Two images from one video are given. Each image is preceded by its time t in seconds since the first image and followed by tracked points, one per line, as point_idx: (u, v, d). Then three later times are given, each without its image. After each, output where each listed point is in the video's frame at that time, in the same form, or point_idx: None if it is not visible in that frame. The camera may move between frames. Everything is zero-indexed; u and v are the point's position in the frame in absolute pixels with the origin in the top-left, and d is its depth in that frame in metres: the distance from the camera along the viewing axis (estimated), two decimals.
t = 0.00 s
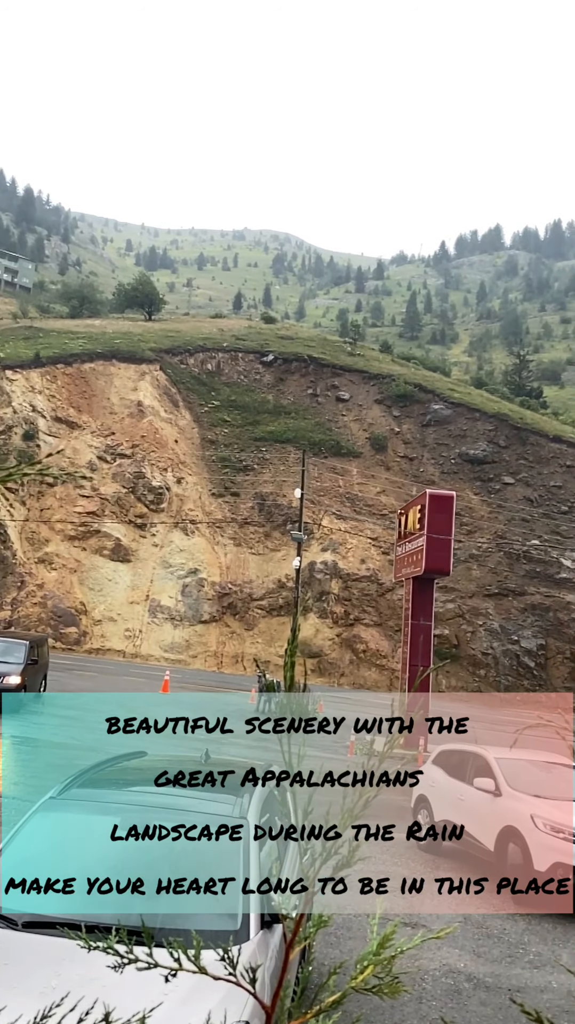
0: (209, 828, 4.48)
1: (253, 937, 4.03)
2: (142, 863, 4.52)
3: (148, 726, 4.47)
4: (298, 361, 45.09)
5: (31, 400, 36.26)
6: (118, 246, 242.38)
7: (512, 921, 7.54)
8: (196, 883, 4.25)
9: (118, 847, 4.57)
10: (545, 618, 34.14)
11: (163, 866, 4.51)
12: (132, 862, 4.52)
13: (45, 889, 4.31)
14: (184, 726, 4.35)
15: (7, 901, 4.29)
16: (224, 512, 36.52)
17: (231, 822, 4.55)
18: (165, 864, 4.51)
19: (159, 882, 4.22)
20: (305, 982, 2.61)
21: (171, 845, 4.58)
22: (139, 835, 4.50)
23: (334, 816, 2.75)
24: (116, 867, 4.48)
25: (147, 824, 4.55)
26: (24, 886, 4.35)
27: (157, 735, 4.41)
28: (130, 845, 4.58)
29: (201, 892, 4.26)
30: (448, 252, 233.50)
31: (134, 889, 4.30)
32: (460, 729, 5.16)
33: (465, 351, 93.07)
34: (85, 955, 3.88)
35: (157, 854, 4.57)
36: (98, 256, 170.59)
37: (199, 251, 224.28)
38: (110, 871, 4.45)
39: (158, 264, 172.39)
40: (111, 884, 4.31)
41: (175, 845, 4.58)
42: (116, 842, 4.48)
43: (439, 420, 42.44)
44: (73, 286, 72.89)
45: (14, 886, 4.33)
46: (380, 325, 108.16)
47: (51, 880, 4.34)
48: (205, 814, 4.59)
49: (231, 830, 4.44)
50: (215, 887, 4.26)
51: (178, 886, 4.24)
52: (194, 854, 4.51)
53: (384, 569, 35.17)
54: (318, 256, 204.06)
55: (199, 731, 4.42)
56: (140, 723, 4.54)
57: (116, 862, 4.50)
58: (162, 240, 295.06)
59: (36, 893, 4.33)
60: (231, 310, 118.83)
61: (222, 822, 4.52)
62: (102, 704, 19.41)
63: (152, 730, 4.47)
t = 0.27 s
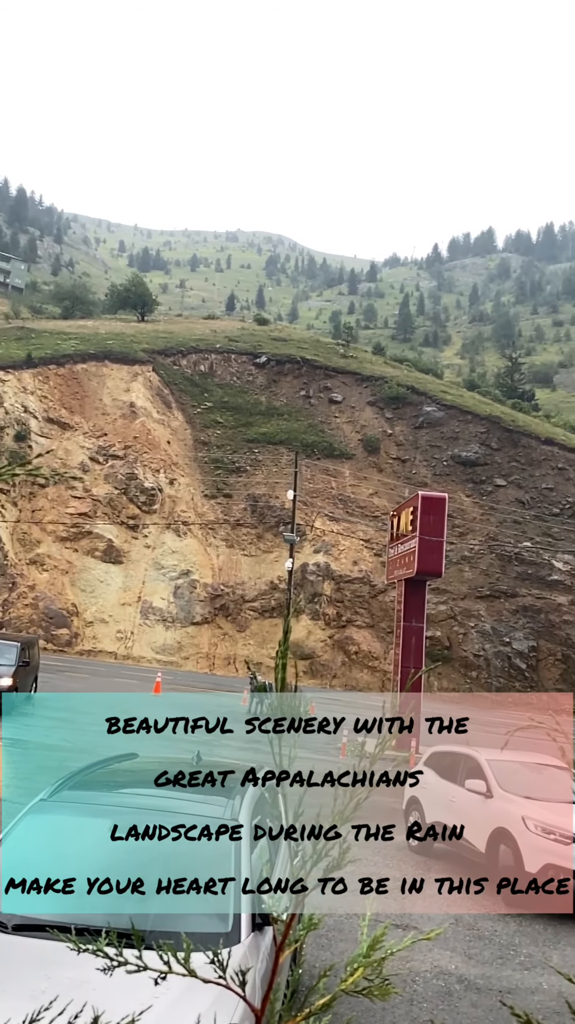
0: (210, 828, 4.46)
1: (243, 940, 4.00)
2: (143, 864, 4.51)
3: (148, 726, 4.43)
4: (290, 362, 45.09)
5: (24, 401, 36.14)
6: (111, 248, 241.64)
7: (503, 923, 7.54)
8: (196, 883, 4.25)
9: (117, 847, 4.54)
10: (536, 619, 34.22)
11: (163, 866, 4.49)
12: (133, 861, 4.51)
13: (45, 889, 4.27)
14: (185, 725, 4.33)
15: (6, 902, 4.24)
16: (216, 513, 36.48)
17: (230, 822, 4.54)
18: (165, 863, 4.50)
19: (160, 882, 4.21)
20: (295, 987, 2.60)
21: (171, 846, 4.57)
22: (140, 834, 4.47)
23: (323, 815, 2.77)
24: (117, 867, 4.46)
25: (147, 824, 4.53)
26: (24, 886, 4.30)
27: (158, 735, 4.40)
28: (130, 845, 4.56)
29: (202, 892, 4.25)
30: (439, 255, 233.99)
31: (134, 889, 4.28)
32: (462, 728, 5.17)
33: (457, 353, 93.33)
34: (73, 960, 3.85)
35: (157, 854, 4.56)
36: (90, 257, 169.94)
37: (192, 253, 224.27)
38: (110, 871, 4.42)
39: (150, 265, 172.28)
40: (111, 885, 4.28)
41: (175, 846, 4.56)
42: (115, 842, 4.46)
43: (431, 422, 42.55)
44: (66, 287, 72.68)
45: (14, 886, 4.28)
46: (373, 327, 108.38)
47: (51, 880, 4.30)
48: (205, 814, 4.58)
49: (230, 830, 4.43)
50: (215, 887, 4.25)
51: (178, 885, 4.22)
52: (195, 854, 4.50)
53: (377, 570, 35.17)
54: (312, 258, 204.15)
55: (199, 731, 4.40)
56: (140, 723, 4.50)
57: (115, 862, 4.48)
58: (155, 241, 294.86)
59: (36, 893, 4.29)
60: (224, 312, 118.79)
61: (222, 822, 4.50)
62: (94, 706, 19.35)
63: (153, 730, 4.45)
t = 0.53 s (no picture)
0: (210, 828, 4.46)
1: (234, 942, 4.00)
2: (143, 863, 4.51)
3: (148, 725, 4.43)
4: (283, 365, 45.10)
5: (15, 402, 36.04)
6: (103, 249, 241.16)
7: (494, 924, 7.56)
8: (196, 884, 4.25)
9: (117, 847, 4.53)
10: (528, 622, 34.30)
11: (162, 866, 4.49)
12: (133, 860, 4.50)
13: (45, 888, 4.26)
14: (185, 726, 4.32)
15: (6, 902, 4.21)
16: (208, 515, 36.43)
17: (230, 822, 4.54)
18: (165, 864, 4.50)
19: (160, 882, 4.24)
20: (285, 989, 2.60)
21: (171, 846, 4.56)
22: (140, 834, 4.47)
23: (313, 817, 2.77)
24: (117, 867, 4.46)
25: (147, 823, 4.52)
26: (23, 886, 4.28)
27: (158, 735, 4.40)
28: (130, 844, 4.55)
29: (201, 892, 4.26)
30: (431, 258, 234.62)
31: (134, 889, 4.29)
32: (465, 727, 5.20)
33: (449, 356, 93.63)
34: (61, 963, 3.83)
35: (157, 854, 4.56)
36: (83, 258, 169.39)
37: (185, 255, 224.17)
38: (110, 870, 4.43)
39: (143, 266, 171.95)
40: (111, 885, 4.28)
41: (176, 845, 4.56)
42: (115, 843, 4.45)
43: (423, 425, 42.65)
44: (58, 288, 72.45)
45: (14, 886, 4.26)
46: (366, 330, 108.46)
47: (51, 880, 4.29)
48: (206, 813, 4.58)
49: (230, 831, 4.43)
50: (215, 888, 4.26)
51: (178, 885, 4.27)
52: (194, 854, 4.49)
53: (369, 573, 35.19)
54: (304, 261, 204.28)
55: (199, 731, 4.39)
56: (141, 723, 4.49)
57: (115, 861, 4.48)
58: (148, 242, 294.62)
59: (36, 893, 4.27)
60: (217, 314, 118.74)
61: (222, 823, 4.50)
62: (85, 708, 19.28)
63: (153, 730, 4.44)
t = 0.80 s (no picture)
0: (209, 827, 4.45)
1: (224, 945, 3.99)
2: (143, 863, 4.50)
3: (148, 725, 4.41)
4: (275, 367, 45.10)
5: (5, 403, 35.90)
6: (94, 251, 240.50)
7: (484, 926, 7.57)
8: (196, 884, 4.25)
9: (117, 846, 4.53)
10: (518, 624, 34.39)
11: (163, 865, 4.49)
12: (133, 860, 4.49)
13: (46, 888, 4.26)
14: (185, 726, 4.30)
15: (7, 902, 4.21)
16: (199, 517, 36.38)
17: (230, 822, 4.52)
18: (165, 863, 4.49)
19: (160, 882, 4.25)
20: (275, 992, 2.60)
21: (171, 845, 4.55)
22: (140, 834, 4.47)
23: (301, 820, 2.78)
24: (117, 866, 4.45)
25: (147, 824, 4.52)
26: (24, 886, 4.27)
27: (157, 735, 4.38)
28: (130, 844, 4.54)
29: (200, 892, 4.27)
30: (423, 261, 235.35)
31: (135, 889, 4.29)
32: (462, 727, 5.22)
33: (440, 360, 93.87)
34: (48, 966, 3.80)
35: (158, 854, 4.55)
36: (74, 259, 168.73)
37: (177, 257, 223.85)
38: (111, 870, 4.42)
39: (135, 268, 171.60)
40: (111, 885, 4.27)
41: (175, 845, 4.55)
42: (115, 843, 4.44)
43: (414, 427, 42.76)
44: (49, 290, 72.19)
45: (14, 886, 4.24)
46: (357, 333, 108.62)
47: (51, 880, 4.29)
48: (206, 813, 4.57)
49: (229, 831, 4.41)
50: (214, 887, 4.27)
51: (178, 885, 4.27)
52: (196, 853, 4.48)
53: (360, 575, 35.21)
54: (296, 264, 204.40)
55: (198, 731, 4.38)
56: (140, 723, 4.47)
57: (115, 861, 4.48)
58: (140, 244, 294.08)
59: (36, 894, 4.27)
60: (208, 315, 118.61)
61: (222, 823, 4.49)
62: (75, 711, 19.20)
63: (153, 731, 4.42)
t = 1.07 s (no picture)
0: (209, 828, 4.44)
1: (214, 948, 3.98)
2: (143, 863, 4.48)
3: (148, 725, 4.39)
4: (267, 369, 45.10)
5: None
6: (86, 252, 239.73)
7: (475, 929, 7.58)
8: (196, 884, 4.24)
9: (117, 846, 4.51)
10: (509, 626, 34.47)
11: (163, 864, 4.47)
12: (133, 860, 4.47)
13: (45, 889, 4.23)
14: (186, 726, 4.29)
15: (7, 903, 4.17)
16: (191, 520, 36.33)
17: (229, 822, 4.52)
18: (165, 863, 4.48)
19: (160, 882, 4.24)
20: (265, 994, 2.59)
21: (172, 845, 4.54)
22: (140, 834, 4.45)
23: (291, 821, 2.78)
24: (118, 866, 4.43)
25: (148, 824, 4.51)
26: (23, 886, 4.23)
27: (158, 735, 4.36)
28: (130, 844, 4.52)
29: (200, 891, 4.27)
30: (415, 264, 235.93)
31: (134, 889, 4.27)
32: (460, 728, 5.24)
33: (432, 362, 94.04)
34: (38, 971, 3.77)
35: (157, 854, 4.53)
36: (65, 260, 168.16)
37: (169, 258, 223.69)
38: (110, 870, 4.40)
39: (127, 269, 171.26)
40: (111, 885, 4.25)
41: (175, 845, 4.53)
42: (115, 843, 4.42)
43: (406, 430, 42.85)
44: (41, 291, 71.94)
45: (14, 886, 4.20)
46: (350, 335, 108.71)
47: (51, 880, 4.25)
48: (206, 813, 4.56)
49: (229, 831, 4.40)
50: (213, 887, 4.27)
51: (178, 885, 4.27)
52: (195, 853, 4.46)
53: (352, 577, 35.21)
54: (289, 267, 204.57)
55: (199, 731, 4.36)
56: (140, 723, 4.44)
57: (115, 861, 4.45)
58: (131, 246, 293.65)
59: (35, 894, 4.24)
60: (200, 317, 118.48)
61: (222, 822, 4.48)
62: (66, 713, 19.12)
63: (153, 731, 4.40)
